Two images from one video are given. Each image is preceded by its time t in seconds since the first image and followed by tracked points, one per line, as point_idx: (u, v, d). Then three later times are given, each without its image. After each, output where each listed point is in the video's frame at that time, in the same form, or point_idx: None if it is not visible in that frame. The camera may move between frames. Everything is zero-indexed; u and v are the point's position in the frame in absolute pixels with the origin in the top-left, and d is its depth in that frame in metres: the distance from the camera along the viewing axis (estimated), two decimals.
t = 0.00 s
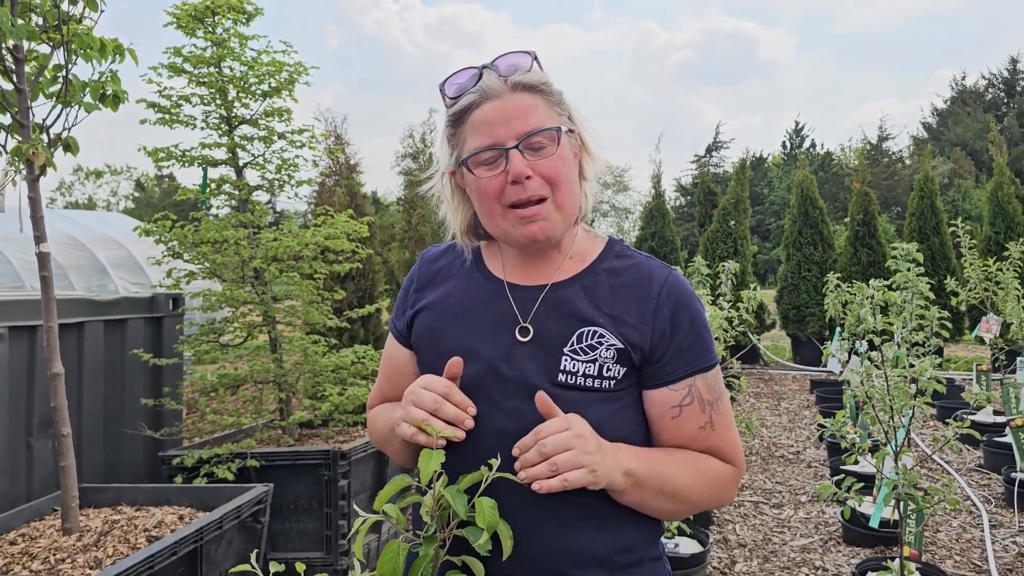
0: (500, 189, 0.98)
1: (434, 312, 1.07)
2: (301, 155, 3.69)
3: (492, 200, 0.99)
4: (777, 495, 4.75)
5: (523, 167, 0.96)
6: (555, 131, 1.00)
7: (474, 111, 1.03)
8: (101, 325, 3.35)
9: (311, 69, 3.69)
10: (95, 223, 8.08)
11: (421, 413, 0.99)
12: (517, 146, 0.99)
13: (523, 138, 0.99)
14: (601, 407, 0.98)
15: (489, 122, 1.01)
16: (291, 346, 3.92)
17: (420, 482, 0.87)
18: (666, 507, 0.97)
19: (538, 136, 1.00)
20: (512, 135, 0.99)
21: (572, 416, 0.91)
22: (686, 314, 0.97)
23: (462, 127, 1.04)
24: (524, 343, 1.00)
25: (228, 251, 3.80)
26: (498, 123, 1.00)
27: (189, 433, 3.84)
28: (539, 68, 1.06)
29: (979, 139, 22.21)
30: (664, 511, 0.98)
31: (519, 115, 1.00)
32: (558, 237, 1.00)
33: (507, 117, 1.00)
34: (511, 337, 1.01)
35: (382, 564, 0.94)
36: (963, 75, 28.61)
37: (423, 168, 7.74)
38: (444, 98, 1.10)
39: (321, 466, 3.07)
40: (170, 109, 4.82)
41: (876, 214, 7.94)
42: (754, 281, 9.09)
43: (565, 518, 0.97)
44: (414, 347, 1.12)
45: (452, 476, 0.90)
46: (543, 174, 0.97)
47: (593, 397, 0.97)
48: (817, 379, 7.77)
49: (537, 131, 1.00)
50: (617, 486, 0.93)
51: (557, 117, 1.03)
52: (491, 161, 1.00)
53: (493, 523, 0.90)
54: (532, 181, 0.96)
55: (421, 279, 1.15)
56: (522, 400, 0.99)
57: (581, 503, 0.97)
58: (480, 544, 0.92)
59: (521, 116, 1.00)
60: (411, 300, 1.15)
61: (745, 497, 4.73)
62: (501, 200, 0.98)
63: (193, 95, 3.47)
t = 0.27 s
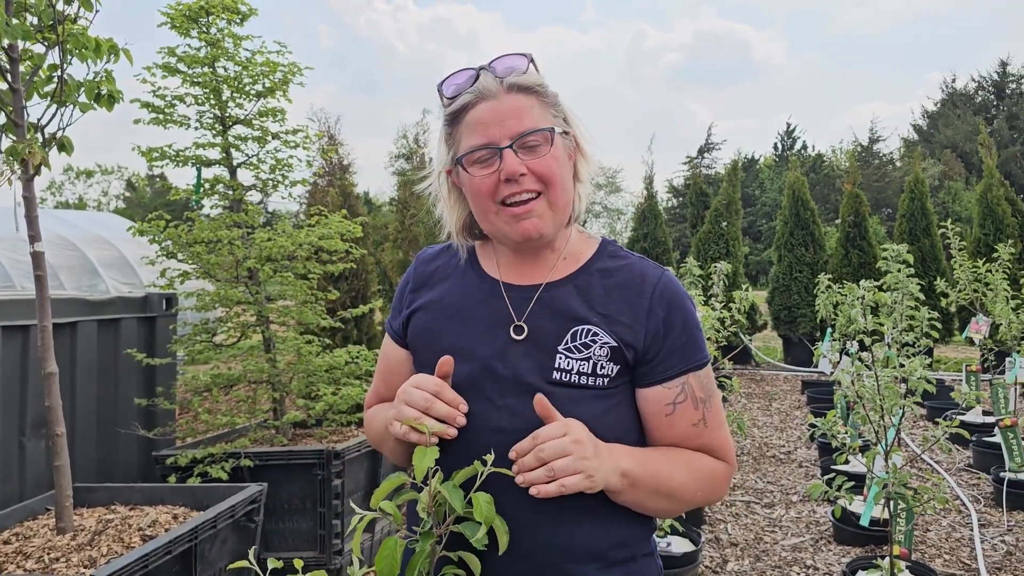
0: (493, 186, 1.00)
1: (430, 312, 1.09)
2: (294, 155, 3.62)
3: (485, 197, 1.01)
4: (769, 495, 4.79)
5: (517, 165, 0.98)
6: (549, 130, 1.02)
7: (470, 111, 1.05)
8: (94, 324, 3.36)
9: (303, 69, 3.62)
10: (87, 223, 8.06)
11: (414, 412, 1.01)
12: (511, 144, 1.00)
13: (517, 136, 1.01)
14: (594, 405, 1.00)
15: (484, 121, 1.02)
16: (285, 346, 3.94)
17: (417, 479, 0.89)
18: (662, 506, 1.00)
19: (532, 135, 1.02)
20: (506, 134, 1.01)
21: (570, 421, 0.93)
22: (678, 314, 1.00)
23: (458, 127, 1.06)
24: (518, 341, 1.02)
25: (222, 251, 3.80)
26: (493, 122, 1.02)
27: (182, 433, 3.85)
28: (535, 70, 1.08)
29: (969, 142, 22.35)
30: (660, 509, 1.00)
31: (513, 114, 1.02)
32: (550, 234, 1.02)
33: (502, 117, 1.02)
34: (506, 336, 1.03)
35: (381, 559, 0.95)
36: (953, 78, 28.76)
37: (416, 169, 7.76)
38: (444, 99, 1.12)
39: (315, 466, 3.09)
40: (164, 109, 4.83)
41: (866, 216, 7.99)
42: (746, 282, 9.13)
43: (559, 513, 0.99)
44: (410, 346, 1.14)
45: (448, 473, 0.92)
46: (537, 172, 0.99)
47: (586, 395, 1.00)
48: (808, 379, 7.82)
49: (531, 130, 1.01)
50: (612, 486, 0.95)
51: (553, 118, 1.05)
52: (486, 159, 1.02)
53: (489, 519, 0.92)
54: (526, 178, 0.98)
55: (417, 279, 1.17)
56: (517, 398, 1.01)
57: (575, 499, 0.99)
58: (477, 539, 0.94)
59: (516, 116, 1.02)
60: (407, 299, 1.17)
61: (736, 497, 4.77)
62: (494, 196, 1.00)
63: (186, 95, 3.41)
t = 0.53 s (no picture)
0: (476, 178, 0.99)
1: (425, 310, 1.12)
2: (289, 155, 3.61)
3: (468, 189, 1.00)
4: (760, 494, 4.82)
5: (498, 157, 0.97)
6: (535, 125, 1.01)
7: (457, 104, 1.04)
8: (88, 324, 3.36)
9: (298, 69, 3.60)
10: (79, 222, 8.04)
11: (391, 398, 1.02)
12: (495, 136, 0.99)
13: (502, 128, 1.00)
14: (584, 402, 1.01)
15: (470, 113, 1.01)
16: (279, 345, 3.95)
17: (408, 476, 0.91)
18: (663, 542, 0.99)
19: (517, 129, 1.00)
20: (491, 127, 1.00)
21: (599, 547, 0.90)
22: (666, 310, 1.02)
23: (446, 120, 1.05)
24: (511, 337, 1.04)
25: (216, 250, 3.81)
26: (478, 114, 1.01)
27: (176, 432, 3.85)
28: (525, 66, 1.06)
29: (959, 143, 22.49)
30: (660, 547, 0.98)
31: (499, 107, 1.00)
32: (532, 226, 1.00)
33: (487, 109, 1.01)
34: (499, 332, 1.05)
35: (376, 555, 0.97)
36: (945, 79, 28.91)
37: (410, 169, 7.77)
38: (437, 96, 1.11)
39: (309, 466, 3.10)
40: (158, 108, 4.84)
41: (857, 217, 8.04)
42: (738, 283, 9.18)
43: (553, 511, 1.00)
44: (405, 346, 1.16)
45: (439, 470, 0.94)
46: (519, 164, 0.98)
47: (577, 391, 1.01)
48: (799, 379, 7.87)
49: (517, 124, 1.00)
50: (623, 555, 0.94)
51: (542, 114, 1.04)
52: (471, 151, 1.01)
53: (480, 514, 0.93)
54: (507, 170, 0.98)
55: (413, 279, 1.19)
56: (512, 396, 1.02)
57: (569, 496, 1.01)
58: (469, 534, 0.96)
59: (501, 109, 1.01)
60: (401, 299, 1.19)
61: (728, 496, 4.80)
62: (476, 188, 0.99)
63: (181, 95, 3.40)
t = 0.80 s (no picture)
0: (452, 169, 1.01)
1: (411, 313, 1.14)
2: (282, 156, 3.62)
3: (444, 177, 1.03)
4: (752, 494, 4.85)
5: (473, 155, 0.99)
6: (524, 134, 1.01)
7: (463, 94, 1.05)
8: (80, 325, 3.36)
9: (291, 69, 3.59)
10: (70, 222, 8.02)
11: (375, 391, 1.05)
12: (480, 136, 1.01)
13: (487, 129, 1.01)
14: (566, 403, 1.03)
15: (468, 106, 1.03)
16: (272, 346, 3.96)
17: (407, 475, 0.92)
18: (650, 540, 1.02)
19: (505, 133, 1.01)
20: (480, 124, 1.02)
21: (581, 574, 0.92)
22: (648, 311, 1.03)
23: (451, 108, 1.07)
24: (490, 338, 1.06)
25: (210, 251, 3.81)
26: (473, 109, 1.02)
27: (169, 433, 3.86)
28: (543, 75, 1.06)
29: (949, 145, 22.62)
30: (652, 545, 1.01)
31: (495, 107, 1.02)
32: (492, 227, 1.02)
33: (485, 106, 1.02)
34: (478, 335, 1.07)
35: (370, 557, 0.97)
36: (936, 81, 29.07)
37: (403, 170, 7.78)
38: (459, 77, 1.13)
39: (302, 466, 3.11)
40: (151, 108, 4.84)
41: (848, 218, 8.09)
42: (729, 283, 9.22)
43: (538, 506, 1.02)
44: (393, 350, 1.18)
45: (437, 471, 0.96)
46: (492, 168, 1.00)
47: (557, 393, 1.02)
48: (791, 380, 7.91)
49: (506, 128, 1.01)
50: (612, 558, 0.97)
51: (539, 124, 1.03)
52: (459, 143, 1.03)
53: (477, 513, 0.95)
54: (477, 170, 0.99)
55: (400, 282, 1.21)
56: (494, 397, 1.04)
57: (554, 496, 1.02)
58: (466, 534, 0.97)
59: (496, 110, 1.01)
60: (390, 303, 1.21)
61: (720, 496, 4.83)
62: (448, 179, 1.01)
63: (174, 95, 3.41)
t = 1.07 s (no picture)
0: (447, 178, 1.03)
1: (409, 312, 1.16)
2: (277, 156, 3.63)
3: (440, 185, 1.04)
4: (745, 494, 4.88)
5: (469, 165, 1.00)
6: (519, 142, 1.02)
7: (455, 100, 1.06)
8: (74, 326, 3.36)
9: (285, 70, 3.58)
10: (61, 223, 7.98)
11: (371, 390, 1.06)
12: (475, 145, 1.02)
13: (483, 138, 1.02)
14: (560, 403, 1.04)
15: (461, 114, 1.04)
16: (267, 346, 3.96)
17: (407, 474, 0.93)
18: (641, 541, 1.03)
19: (500, 142, 1.02)
20: (474, 133, 1.03)
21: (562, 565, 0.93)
22: (643, 315, 1.04)
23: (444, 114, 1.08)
24: (484, 339, 1.07)
25: (204, 252, 3.81)
26: (467, 117, 1.03)
27: (164, 433, 3.85)
28: (535, 80, 1.07)
29: (940, 146, 22.75)
30: (640, 546, 1.03)
31: (489, 115, 1.02)
32: (492, 235, 1.03)
33: (479, 114, 1.03)
34: (472, 335, 1.08)
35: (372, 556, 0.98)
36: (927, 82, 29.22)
37: (397, 170, 7.78)
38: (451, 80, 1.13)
39: (298, 466, 3.12)
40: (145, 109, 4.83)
41: (840, 219, 8.13)
42: (722, 284, 9.25)
43: (533, 504, 1.04)
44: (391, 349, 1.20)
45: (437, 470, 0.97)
46: (488, 177, 1.01)
47: (552, 394, 1.04)
48: (784, 380, 7.94)
49: (501, 136, 1.02)
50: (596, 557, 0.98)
51: (533, 130, 1.04)
52: (455, 151, 1.04)
53: (477, 510, 0.96)
54: (474, 180, 1.01)
55: (398, 282, 1.23)
56: (489, 398, 1.06)
57: (548, 495, 1.04)
58: (466, 531, 0.98)
59: (490, 118, 1.02)
60: (388, 302, 1.23)
61: (713, 496, 4.85)
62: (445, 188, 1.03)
63: (169, 96, 3.41)
